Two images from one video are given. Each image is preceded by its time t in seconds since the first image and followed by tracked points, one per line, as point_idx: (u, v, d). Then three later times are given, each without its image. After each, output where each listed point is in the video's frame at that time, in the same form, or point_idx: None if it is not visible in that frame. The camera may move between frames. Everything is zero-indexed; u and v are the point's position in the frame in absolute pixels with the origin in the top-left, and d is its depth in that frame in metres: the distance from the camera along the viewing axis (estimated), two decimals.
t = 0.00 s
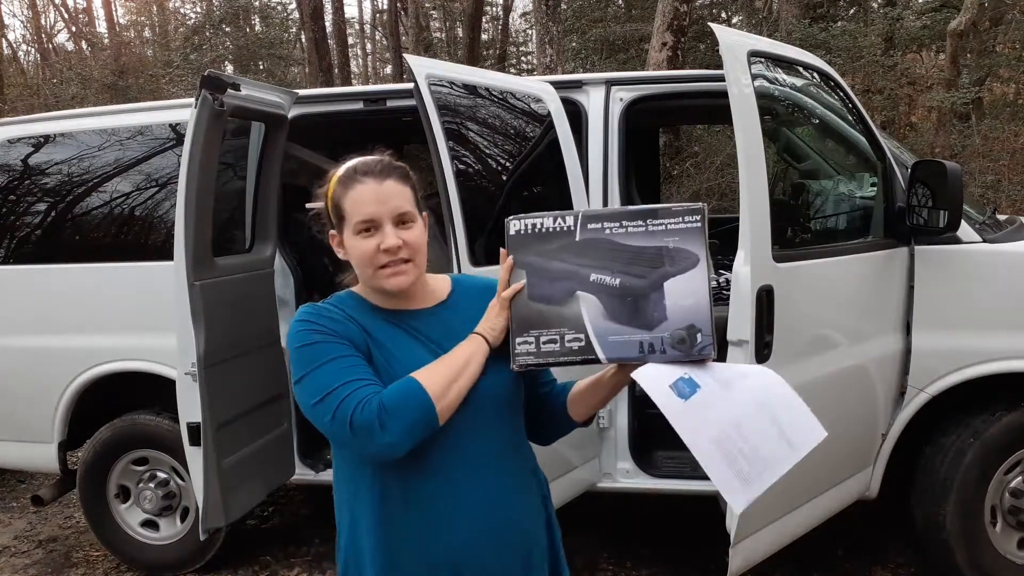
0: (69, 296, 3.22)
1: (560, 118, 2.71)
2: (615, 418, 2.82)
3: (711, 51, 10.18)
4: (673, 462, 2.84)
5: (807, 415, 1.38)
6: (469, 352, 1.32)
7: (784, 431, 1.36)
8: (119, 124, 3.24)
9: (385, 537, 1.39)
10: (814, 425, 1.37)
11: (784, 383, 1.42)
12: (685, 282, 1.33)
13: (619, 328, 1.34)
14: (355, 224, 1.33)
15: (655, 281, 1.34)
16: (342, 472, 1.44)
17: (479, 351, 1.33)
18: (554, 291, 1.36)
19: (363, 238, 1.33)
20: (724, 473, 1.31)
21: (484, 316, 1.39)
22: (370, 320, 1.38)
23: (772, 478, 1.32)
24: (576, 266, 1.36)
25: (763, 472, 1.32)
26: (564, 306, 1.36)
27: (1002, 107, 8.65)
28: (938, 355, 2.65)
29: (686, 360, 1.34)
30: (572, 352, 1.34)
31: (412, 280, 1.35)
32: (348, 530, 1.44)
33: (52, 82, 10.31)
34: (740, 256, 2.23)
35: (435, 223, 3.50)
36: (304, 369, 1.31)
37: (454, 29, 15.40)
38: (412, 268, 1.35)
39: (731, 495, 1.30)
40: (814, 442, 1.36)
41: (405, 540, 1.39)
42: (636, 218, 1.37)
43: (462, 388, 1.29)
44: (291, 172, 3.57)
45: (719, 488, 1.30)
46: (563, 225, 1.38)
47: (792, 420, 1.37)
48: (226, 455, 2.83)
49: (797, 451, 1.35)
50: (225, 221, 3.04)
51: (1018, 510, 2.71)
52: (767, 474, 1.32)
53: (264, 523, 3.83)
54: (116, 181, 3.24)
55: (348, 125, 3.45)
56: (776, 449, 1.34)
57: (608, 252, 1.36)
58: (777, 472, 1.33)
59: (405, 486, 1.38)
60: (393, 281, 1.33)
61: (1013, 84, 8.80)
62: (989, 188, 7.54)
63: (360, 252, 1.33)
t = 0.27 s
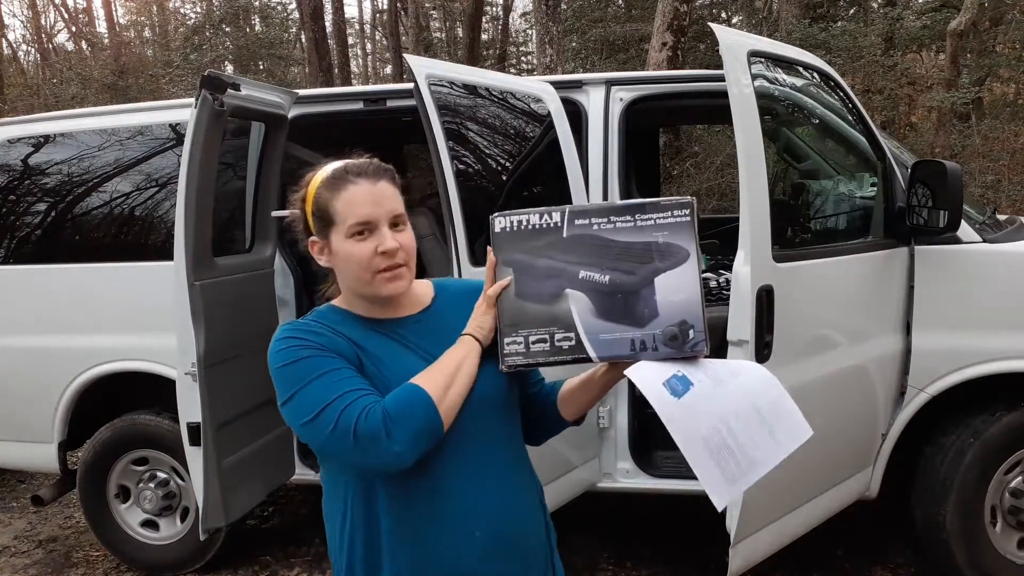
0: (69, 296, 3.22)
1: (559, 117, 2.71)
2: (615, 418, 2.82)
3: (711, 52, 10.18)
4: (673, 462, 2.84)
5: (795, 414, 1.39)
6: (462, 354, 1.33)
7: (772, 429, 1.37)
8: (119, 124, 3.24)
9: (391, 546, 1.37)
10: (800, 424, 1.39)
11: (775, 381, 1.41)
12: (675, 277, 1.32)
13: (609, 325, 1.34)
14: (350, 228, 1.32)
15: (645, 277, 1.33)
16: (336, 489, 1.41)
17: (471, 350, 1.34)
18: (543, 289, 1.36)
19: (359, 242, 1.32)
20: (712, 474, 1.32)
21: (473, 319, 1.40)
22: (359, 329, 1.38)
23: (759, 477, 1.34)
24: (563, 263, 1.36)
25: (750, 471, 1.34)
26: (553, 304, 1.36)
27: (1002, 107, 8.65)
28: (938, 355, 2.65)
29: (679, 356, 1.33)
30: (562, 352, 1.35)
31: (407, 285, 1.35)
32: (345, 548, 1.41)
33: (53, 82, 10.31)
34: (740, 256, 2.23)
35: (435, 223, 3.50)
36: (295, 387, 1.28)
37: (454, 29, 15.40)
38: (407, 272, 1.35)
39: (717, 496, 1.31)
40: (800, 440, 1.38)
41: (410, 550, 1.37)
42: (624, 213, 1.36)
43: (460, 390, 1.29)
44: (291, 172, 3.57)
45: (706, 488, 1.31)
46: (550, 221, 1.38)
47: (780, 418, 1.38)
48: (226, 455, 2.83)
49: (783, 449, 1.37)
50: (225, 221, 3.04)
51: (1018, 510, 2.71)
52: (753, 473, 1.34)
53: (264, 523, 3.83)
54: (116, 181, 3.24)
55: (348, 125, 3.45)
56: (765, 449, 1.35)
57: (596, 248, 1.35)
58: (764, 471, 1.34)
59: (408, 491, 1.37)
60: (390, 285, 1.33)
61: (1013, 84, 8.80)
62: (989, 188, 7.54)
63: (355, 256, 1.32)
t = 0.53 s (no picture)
0: (69, 296, 3.22)
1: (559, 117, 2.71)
2: (615, 418, 2.82)
3: (711, 52, 10.18)
4: (673, 462, 2.84)
5: (776, 434, 1.47)
6: (465, 358, 1.32)
7: (758, 446, 1.44)
8: (119, 124, 3.24)
9: (401, 558, 1.34)
10: (780, 445, 1.47)
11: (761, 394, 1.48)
12: (675, 286, 1.34)
13: (607, 331, 1.35)
14: (371, 233, 1.31)
15: (644, 284, 1.35)
16: (334, 505, 1.37)
17: (473, 353, 1.34)
18: (540, 293, 1.36)
19: (379, 247, 1.32)
20: (707, 485, 1.33)
21: (469, 321, 1.39)
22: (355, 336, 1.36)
23: (745, 491, 1.39)
24: (563, 267, 1.36)
25: (738, 485, 1.38)
26: (551, 309, 1.36)
27: (1002, 107, 8.64)
28: (938, 355, 2.65)
29: (675, 364, 1.35)
30: (558, 356, 1.35)
31: (419, 289, 1.37)
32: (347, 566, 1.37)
33: (53, 82, 10.31)
34: (740, 256, 2.23)
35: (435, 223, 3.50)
36: (297, 401, 1.24)
37: (454, 29, 15.41)
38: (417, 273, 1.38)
39: (710, 508, 1.33)
40: (779, 460, 1.46)
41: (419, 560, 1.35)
42: (624, 218, 1.37)
43: (469, 390, 1.29)
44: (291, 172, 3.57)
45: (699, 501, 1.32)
46: (549, 225, 1.38)
47: (764, 437, 1.46)
48: (225, 455, 2.83)
49: (764, 466, 1.44)
50: (225, 222, 3.04)
51: (1018, 510, 2.71)
52: (740, 487, 1.39)
53: (264, 523, 3.83)
54: (116, 181, 3.24)
55: (348, 125, 3.45)
56: (751, 465, 1.41)
57: (596, 253, 1.35)
58: (749, 486, 1.40)
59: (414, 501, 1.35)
60: (407, 289, 1.35)
61: (1013, 84, 8.79)
62: (989, 188, 7.53)
63: (375, 262, 1.31)
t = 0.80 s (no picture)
0: (68, 296, 3.22)
1: (559, 117, 2.71)
2: (615, 418, 2.83)
3: (711, 52, 10.18)
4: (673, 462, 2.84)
5: (776, 430, 1.45)
6: (467, 359, 1.33)
7: (756, 443, 1.43)
8: (119, 124, 3.24)
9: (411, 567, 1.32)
10: (781, 440, 1.45)
11: (760, 397, 1.47)
12: (670, 284, 1.35)
13: (602, 330, 1.35)
14: (386, 240, 1.30)
15: (638, 283, 1.35)
16: (336, 515, 1.33)
17: (472, 354, 1.34)
18: (534, 292, 1.37)
19: (394, 253, 1.31)
20: (703, 484, 1.35)
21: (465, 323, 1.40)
22: (356, 340, 1.34)
23: (745, 488, 1.38)
24: (557, 266, 1.36)
25: (737, 482, 1.38)
26: (545, 308, 1.37)
27: (1002, 107, 8.65)
28: (938, 355, 2.66)
29: (670, 362, 1.36)
30: (555, 355, 1.35)
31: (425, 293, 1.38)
32: None
33: (53, 82, 10.31)
34: (740, 256, 2.23)
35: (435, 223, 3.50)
36: (307, 407, 1.22)
37: (454, 29, 15.41)
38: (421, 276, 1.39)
39: (708, 507, 1.35)
40: (781, 456, 1.44)
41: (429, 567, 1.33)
42: (618, 219, 1.39)
43: (474, 389, 1.30)
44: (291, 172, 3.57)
45: (697, 499, 1.35)
46: (544, 225, 1.39)
47: (763, 433, 1.44)
48: (225, 455, 2.83)
49: (765, 463, 1.43)
50: (225, 222, 3.04)
51: (1018, 510, 2.71)
52: (740, 485, 1.38)
53: (264, 523, 3.83)
54: (116, 181, 3.24)
55: (348, 125, 3.45)
56: (750, 462, 1.41)
57: (590, 252, 1.36)
58: (750, 483, 1.39)
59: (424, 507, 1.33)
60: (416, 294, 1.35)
61: (1013, 84, 8.79)
62: (989, 188, 7.53)
63: (390, 269, 1.30)
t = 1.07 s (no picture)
0: (68, 296, 3.22)
1: (559, 117, 2.71)
2: (615, 418, 2.83)
3: (711, 52, 10.18)
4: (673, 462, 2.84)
5: (767, 424, 1.45)
6: (471, 360, 1.34)
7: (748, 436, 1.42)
8: (119, 124, 3.24)
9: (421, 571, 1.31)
10: (772, 435, 1.45)
11: (758, 394, 1.48)
12: (663, 279, 1.35)
13: (598, 327, 1.36)
14: (402, 246, 1.29)
15: (632, 279, 1.35)
16: (342, 520, 1.32)
17: (477, 356, 1.35)
18: (530, 291, 1.38)
19: (408, 259, 1.31)
20: (697, 474, 1.34)
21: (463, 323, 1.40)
22: (363, 342, 1.33)
23: (736, 481, 1.37)
24: (551, 265, 1.37)
25: (729, 474, 1.37)
26: (541, 307, 1.37)
27: (1002, 107, 8.64)
28: (938, 355, 2.66)
29: (667, 356, 1.35)
30: (552, 354, 1.36)
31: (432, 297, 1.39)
32: None
33: (53, 82, 10.30)
34: (740, 256, 2.23)
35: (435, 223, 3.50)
36: (322, 410, 1.20)
37: (454, 29, 15.41)
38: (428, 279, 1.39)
39: (703, 496, 1.33)
40: (772, 450, 1.43)
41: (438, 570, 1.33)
42: (609, 215, 1.40)
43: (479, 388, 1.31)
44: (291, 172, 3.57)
45: (692, 489, 1.33)
46: (535, 224, 1.41)
47: (755, 427, 1.44)
48: (225, 456, 2.82)
49: (758, 456, 1.42)
50: (225, 222, 3.04)
51: (1018, 510, 2.71)
52: (732, 477, 1.38)
53: (264, 523, 3.83)
54: (116, 181, 3.24)
55: (348, 125, 3.45)
56: (743, 455, 1.40)
57: (583, 250, 1.37)
58: (741, 476, 1.38)
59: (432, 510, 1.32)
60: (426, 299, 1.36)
61: (1013, 84, 8.78)
62: (988, 188, 7.54)
63: (405, 276, 1.30)
